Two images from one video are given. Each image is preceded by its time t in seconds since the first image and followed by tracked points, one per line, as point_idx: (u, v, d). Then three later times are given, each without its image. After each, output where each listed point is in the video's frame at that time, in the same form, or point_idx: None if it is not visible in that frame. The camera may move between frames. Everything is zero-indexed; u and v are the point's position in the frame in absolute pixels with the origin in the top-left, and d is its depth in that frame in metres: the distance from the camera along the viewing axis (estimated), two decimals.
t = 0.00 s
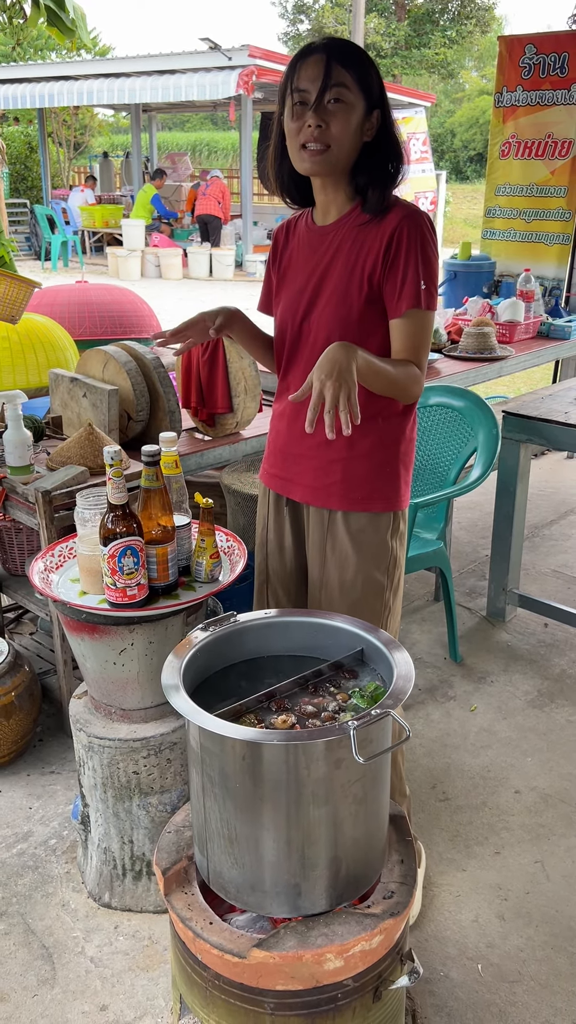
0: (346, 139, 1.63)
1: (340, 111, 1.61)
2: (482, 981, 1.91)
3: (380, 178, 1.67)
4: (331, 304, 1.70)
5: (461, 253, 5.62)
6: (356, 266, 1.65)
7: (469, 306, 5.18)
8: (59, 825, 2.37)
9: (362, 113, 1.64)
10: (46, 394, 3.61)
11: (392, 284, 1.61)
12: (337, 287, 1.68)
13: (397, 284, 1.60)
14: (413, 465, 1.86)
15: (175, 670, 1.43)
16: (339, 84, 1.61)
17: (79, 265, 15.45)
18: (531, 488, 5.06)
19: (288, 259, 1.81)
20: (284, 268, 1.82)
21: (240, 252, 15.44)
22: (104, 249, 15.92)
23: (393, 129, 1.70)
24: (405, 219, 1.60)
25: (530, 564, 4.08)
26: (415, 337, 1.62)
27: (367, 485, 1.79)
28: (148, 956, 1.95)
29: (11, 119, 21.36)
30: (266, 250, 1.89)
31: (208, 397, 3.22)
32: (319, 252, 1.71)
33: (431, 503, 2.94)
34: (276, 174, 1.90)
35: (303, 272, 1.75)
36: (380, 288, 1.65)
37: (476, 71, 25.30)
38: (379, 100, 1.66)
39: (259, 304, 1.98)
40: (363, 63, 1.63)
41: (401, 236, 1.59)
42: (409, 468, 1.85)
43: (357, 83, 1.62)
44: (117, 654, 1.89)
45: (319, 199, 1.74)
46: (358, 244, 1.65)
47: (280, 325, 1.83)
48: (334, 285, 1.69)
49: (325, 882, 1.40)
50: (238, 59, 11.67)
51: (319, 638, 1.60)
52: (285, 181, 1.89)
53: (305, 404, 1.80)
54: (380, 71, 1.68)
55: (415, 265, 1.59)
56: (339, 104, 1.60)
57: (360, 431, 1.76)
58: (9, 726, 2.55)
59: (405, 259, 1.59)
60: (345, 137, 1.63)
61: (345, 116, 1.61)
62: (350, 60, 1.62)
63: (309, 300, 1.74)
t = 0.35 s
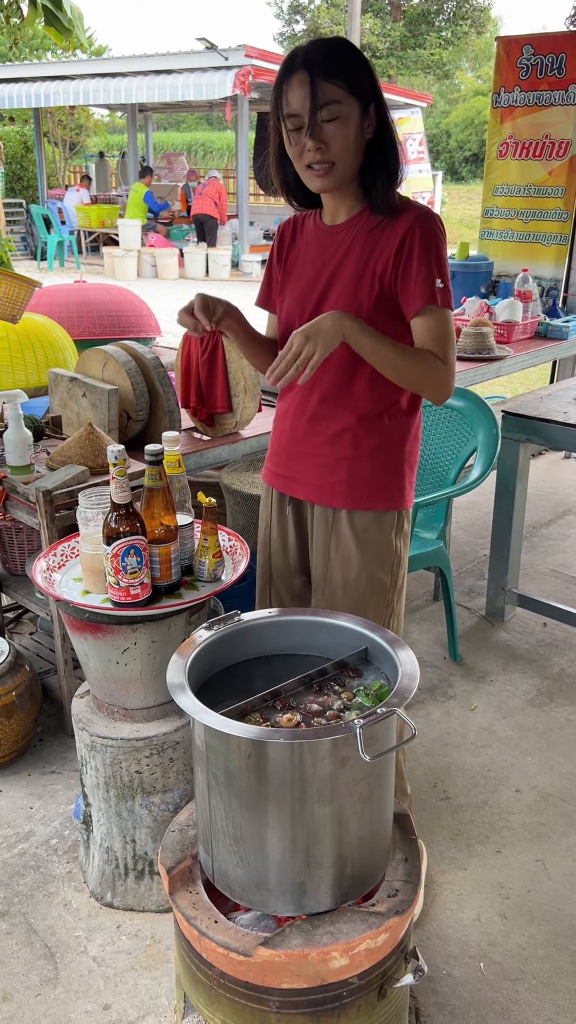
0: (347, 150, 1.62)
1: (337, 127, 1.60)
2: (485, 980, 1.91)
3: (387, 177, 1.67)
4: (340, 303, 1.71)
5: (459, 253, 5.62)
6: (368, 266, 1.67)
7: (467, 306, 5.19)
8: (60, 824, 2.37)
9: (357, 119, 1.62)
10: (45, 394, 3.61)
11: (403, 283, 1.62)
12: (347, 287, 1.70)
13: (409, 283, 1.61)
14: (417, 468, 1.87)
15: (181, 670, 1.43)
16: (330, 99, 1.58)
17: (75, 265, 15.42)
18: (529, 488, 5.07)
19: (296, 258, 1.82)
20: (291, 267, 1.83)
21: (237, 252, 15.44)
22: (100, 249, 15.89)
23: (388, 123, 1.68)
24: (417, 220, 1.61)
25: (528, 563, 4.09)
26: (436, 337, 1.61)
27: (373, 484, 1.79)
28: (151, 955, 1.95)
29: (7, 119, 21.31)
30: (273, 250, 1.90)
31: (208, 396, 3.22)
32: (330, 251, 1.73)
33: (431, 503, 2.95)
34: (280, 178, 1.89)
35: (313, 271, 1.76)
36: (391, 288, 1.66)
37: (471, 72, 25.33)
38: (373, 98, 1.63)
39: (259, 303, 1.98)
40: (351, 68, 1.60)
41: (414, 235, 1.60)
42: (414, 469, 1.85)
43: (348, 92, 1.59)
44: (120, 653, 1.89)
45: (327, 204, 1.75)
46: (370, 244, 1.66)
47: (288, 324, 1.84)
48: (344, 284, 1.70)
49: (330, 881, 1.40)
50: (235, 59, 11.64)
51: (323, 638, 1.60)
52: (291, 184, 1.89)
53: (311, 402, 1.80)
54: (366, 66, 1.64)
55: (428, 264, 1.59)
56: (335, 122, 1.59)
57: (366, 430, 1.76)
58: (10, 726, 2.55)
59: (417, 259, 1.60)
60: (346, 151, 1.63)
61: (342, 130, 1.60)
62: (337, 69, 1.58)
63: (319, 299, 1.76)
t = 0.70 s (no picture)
0: (355, 152, 1.61)
1: (345, 129, 1.58)
2: (485, 980, 1.91)
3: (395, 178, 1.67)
4: (356, 304, 1.71)
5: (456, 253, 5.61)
6: (384, 267, 1.67)
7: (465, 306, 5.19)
8: (59, 825, 2.36)
9: (368, 119, 1.59)
10: (42, 394, 3.60)
11: (423, 286, 1.63)
12: (363, 288, 1.70)
13: (430, 285, 1.63)
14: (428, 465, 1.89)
15: (182, 670, 1.43)
16: (337, 98, 1.56)
17: (71, 265, 15.40)
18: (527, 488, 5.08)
19: (302, 258, 1.80)
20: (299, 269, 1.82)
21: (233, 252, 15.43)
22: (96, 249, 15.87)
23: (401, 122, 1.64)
24: (435, 222, 1.64)
25: (526, 563, 4.09)
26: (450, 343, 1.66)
27: (390, 485, 1.79)
28: (151, 956, 1.95)
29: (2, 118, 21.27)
30: (273, 248, 1.88)
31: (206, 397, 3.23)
32: (343, 252, 1.72)
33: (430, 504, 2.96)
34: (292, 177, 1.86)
35: (324, 272, 1.75)
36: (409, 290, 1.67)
37: (467, 72, 25.37)
38: (387, 97, 1.60)
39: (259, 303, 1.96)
40: (361, 64, 1.56)
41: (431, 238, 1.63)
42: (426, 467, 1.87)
43: (357, 91, 1.56)
44: (120, 653, 1.88)
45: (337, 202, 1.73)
46: (387, 246, 1.67)
47: (295, 325, 1.83)
48: (360, 285, 1.70)
49: (333, 881, 1.40)
50: (231, 59, 11.62)
51: (325, 638, 1.60)
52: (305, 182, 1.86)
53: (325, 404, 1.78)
54: (382, 60, 1.60)
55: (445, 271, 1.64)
56: (340, 123, 1.57)
57: (384, 431, 1.76)
58: (9, 727, 2.54)
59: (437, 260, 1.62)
60: (354, 152, 1.61)
61: (350, 131, 1.58)
62: (348, 66, 1.55)
63: (331, 301, 1.75)
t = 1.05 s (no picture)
0: (396, 145, 1.59)
1: (388, 114, 1.56)
2: (484, 980, 1.91)
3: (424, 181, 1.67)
4: (382, 313, 1.69)
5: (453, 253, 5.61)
6: (414, 277, 1.66)
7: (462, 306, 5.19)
8: (57, 825, 2.36)
9: (412, 113, 1.59)
10: (40, 393, 3.59)
11: (456, 298, 1.64)
12: (390, 298, 1.68)
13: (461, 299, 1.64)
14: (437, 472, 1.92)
15: (182, 670, 1.43)
16: (386, 85, 1.55)
17: (68, 265, 15.38)
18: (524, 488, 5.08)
19: (320, 260, 1.77)
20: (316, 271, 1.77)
21: (229, 252, 15.43)
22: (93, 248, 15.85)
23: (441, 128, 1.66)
24: (466, 235, 1.64)
25: (524, 562, 4.10)
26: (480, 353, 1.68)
27: (406, 494, 1.80)
28: (150, 957, 1.94)
29: None
30: (280, 245, 1.81)
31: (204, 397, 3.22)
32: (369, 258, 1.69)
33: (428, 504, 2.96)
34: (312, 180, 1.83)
35: (347, 278, 1.72)
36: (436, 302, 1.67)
37: (464, 73, 25.40)
38: (430, 96, 1.61)
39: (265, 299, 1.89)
40: (412, 56, 1.57)
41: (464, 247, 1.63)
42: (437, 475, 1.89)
43: (406, 82, 1.56)
44: (119, 654, 1.88)
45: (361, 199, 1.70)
46: (415, 256, 1.66)
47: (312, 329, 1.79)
48: (387, 294, 1.68)
49: (332, 881, 1.40)
50: (228, 58, 11.62)
51: (326, 638, 1.60)
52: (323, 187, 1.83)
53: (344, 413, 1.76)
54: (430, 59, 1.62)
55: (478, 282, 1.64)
56: (387, 110, 1.56)
57: (404, 440, 1.76)
58: (6, 727, 2.53)
59: (469, 276, 1.63)
60: (397, 146, 1.59)
61: (394, 121, 1.57)
62: (399, 56, 1.56)
63: (353, 307, 1.72)
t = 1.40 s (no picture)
0: (416, 150, 1.58)
1: (412, 118, 1.54)
2: (481, 978, 1.92)
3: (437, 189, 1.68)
4: (391, 324, 1.68)
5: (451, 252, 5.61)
6: (425, 289, 1.66)
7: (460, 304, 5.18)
8: (55, 825, 2.36)
9: (436, 119, 1.58)
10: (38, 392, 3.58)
11: (467, 313, 1.65)
12: (400, 308, 1.67)
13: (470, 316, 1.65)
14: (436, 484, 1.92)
15: (179, 668, 1.43)
16: (414, 87, 1.54)
17: (65, 264, 15.37)
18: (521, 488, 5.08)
19: (329, 265, 1.75)
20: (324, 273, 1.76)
21: (227, 251, 15.42)
22: (91, 248, 15.83)
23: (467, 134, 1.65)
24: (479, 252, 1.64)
25: (521, 562, 4.10)
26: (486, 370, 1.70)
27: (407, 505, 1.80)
28: (147, 956, 1.94)
29: None
30: (289, 247, 1.80)
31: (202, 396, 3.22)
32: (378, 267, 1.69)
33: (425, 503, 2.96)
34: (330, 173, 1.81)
35: (356, 286, 1.71)
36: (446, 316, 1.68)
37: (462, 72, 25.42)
38: (457, 101, 1.60)
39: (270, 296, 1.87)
40: (443, 60, 1.55)
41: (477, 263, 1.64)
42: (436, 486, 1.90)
43: (433, 87, 1.55)
44: (116, 653, 1.88)
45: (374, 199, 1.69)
46: (426, 268, 1.66)
47: (317, 333, 1.78)
48: (398, 304, 1.67)
49: (329, 879, 1.40)
50: (226, 57, 11.62)
51: (323, 637, 1.60)
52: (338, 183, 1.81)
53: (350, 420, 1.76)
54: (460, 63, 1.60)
55: (490, 299, 1.65)
56: (412, 113, 1.54)
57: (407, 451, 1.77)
58: (4, 726, 2.53)
59: (480, 294, 1.64)
60: (417, 151, 1.58)
61: (417, 125, 1.55)
62: (429, 58, 1.54)
63: (360, 314, 1.71)
